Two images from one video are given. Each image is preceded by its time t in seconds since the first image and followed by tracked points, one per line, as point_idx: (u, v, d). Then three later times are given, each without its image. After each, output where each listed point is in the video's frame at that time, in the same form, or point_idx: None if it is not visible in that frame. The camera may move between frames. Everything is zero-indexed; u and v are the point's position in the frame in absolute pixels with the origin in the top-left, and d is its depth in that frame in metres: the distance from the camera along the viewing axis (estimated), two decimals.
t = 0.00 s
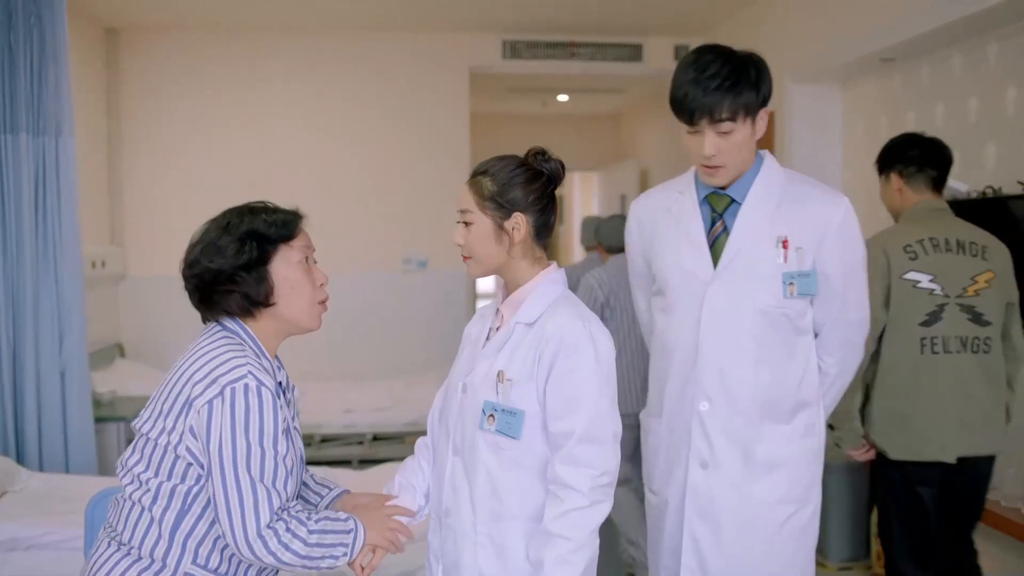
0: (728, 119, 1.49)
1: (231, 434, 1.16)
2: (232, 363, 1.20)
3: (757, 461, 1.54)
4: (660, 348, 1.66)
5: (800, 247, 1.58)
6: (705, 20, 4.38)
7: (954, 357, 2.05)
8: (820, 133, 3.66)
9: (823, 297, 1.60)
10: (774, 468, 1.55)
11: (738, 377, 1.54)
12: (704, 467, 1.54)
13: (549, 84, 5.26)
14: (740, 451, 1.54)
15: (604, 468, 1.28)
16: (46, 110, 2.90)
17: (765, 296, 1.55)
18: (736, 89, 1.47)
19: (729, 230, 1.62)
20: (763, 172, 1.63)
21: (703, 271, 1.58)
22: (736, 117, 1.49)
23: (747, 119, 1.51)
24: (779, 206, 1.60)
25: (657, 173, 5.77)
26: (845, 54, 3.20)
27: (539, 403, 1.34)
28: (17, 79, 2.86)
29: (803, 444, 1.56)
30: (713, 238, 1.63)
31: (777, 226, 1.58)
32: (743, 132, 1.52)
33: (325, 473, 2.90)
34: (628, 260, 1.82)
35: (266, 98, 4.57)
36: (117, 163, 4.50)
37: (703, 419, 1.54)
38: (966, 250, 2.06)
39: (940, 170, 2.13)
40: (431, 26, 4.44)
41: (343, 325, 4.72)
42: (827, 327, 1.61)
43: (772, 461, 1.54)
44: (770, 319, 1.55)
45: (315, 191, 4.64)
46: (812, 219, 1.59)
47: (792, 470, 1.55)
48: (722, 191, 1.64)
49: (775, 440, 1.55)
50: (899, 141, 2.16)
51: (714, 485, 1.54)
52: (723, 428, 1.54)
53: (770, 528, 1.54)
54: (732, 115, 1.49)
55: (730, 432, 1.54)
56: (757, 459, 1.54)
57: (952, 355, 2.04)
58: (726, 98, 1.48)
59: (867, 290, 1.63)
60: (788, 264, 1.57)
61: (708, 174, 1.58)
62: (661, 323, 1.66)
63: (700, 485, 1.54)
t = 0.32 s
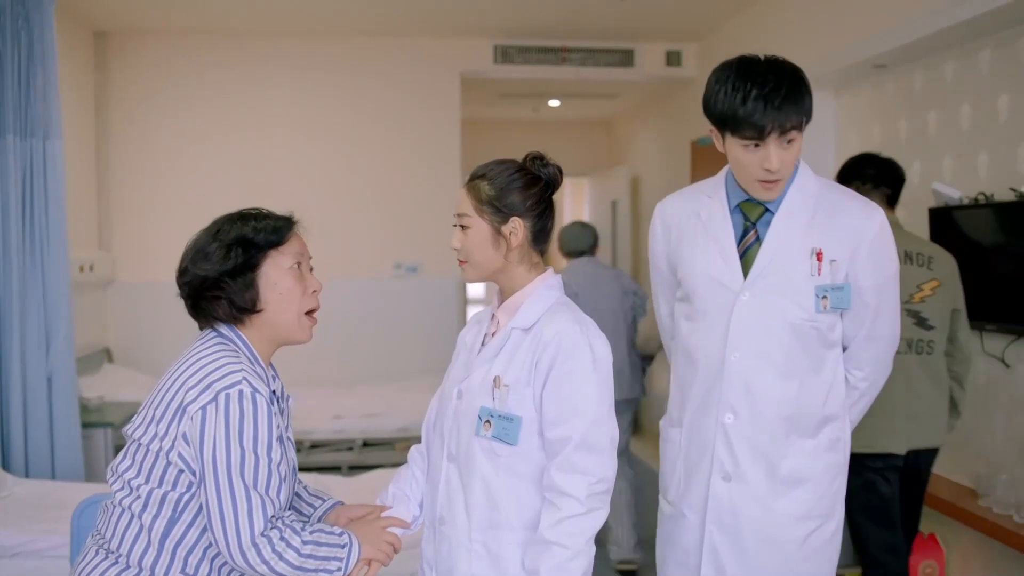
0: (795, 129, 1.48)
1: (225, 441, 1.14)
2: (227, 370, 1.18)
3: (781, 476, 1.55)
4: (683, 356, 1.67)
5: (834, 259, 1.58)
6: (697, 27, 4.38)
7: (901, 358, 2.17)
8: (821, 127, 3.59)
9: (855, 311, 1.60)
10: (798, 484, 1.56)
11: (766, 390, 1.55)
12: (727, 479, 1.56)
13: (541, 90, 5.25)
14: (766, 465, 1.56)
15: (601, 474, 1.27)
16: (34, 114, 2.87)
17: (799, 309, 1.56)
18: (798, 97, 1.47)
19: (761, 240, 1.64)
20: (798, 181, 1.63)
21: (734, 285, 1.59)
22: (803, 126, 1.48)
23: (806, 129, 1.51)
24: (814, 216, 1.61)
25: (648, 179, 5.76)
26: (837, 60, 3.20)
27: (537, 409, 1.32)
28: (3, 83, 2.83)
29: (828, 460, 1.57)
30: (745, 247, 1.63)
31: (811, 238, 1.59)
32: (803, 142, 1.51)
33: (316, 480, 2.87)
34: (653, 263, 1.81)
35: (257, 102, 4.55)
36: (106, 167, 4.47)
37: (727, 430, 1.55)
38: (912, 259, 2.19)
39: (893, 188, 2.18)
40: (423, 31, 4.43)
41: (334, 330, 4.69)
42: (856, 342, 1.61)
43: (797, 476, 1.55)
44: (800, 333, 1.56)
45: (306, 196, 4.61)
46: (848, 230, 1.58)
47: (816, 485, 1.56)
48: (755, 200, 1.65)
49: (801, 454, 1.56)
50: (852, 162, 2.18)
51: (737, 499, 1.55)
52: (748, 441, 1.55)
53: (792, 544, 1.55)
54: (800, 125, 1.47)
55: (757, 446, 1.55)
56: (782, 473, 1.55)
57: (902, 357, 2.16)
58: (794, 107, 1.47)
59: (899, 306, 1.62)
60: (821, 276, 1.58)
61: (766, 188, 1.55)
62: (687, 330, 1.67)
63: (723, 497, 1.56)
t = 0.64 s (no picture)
0: (802, 131, 1.48)
1: (209, 434, 1.13)
2: (203, 364, 1.17)
3: (794, 482, 1.54)
4: (690, 361, 1.66)
5: (847, 259, 1.59)
6: (691, 31, 4.38)
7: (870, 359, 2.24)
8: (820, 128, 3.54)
9: (864, 314, 1.61)
10: (809, 490, 1.55)
11: (779, 392, 1.54)
12: (741, 486, 1.54)
13: (534, 92, 5.25)
14: (778, 470, 1.54)
15: (604, 481, 1.27)
16: (25, 114, 2.85)
17: (812, 310, 1.56)
18: (813, 100, 1.47)
19: (773, 241, 1.64)
20: (808, 184, 1.64)
21: (747, 285, 1.58)
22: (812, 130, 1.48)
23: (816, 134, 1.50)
24: (826, 218, 1.61)
25: (641, 183, 5.76)
26: (833, 64, 3.20)
27: (539, 414, 1.33)
28: None
29: (838, 465, 1.57)
30: (756, 248, 1.63)
31: (824, 238, 1.60)
32: (811, 146, 1.51)
33: (309, 484, 2.85)
34: (655, 266, 1.80)
35: (250, 103, 4.52)
36: (97, 168, 4.45)
37: (741, 435, 1.54)
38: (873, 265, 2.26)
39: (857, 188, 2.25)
40: (417, 33, 4.42)
41: (325, 333, 4.67)
42: (864, 345, 1.63)
43: (807, 482, 1.55)
44: (814, 334, 1.56)
45: (299, 198, 4.59)
46: (859, 230, 1.61)
47: (825, 491, 1.56)
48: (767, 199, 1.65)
49: (812, 460, 1.56)
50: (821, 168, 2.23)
51: (750, 505, 1.54)
52: (760, 447, 1.54)
53: (803, 550, 1.55)
54: (807, 128, 1.47)
55: (769, 452, 1.54)
56: (793, 479, 1.55)
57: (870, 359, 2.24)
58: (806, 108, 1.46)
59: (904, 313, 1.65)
60: (836, 277, 1.58)
61: (769, 186, 1.55)
62: (693, 332, 1.65)
63: (735, 503, 1.54)
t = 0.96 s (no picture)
0: (767, 132, 1.51)
1: (195, 436, 1.12)
2: (180, 366, 1.15)
3: (788, 486, 1.54)
4: (682, 363, 1.65)
5: (840, 260, 1.59)
6: (684, 34, 4.39)
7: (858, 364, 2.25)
8: (813, 130, 3.54)
9: (857, 316, 1.61)
10: (803, 493, 1.55)
11: (774, 394, 1.54)
12: (733, 490, 1.53)
13: (526, 95, 5.24)
14: (772, 474, 1.54)
15: (603, 484, 1.27)
16: (14, 115, 2.83)
17: (805, 311, 1.56)
18: (781, 101, 1.50)
19: (764, 241, 1.63)
20: (799, 184, 1.64)
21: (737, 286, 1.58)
22: (778, 130, 1.50)
23: (787, 135, 1.53)
24: (819, 218, 1.61)
25: (632, 185, 5.76)
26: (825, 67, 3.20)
27: (536, 419, 1.32)
28: None
29: (832, 468, 1.57)
30: (747, 249, 1.63)
31: (817, 240, 1.60)
32: (782, 147, 1.53)
33: (301, 487, 2.84)
34: (646, 269, 1.80)
35: (241, 105, 4.50)
36: (86, 170, 4.42)
37: (734, 439, 1.53)
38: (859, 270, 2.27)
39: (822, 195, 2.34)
40: (409, 35, 4.40)
41: (317, 335, 4.65)
42: (857, 346, 1.63)
43: (801, 486, 1.55)
44: (808, 336, 1.56)
45: (290, 200, 4.57)
46: (852, 231, 1.61)
47: (820, 494, 1.56)
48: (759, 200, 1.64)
49: (806, 463, 1.56)
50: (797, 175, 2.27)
51: (744, 509, 1.53)
52: (754, 452, 1.53)
53: (797, 554, 1.55)
54: (772, 129, 1.50)
55: (764, 456, 1.54)
56: (788, 483, 1.54)
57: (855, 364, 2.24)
58: (771, 109, 1.49)
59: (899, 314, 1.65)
60: (828, 277, 1.58)
61: (743, 186, 1.59)
62: (685, 334, 1.65)
63: (729, 507, 1.54)
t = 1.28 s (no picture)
0: (734, 139, 1.51)
1: (184, 441, 1.11)
2: (169, 370, 1.14)
3: (784, 490, 1.53)
4: (679, 365, 1.64)
5: (837, 263, 1.58)
6: (680, 34, 4.38)
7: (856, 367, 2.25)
8: (811, 131, 3.53)
9: (855, 318, 1.61)
10: (801, 497, 1.54)
11: (770, 396, 1.53)
12: (729, 493, 1.53)
13: (523, 96, 5.24)
14: (768, 478, 1.53)
15: (603, 484, 1.27)
16: (9, 117, 2.82)
17: (802, 314, 1.56)
18: (745, 107, 1.48)
19: (759, 243, 1.63)
20: (796, 184, 1.63)
21: (733, 288, 1.57)
22: (743, 138, 1.50)
23: (758, 143, 1.51)
24: (816, 219, 1.61)
25: (630, 186, 5.77)
26: (822, 69, 3.20)
27: (534, 420, 1.32)
28: None
29: (829, 471, 1.56)
30: (744, 251, 1.62)
31: (815, 242, 1.59)
32: (753, 155, 1.52)
33: (298, 489, 2.82)
34: (644, 270, 1.79)
35: (237, 106, 4.49)
36: (82, 171, 4.41)
37: (729, 442, 1.53)
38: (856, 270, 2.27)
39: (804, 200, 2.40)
40: (405, 36, 4.39)
41: (312, 337, 4.63)
42: (855, 348, 1.62)
43: (799, 489, 1.54)
44: (805, 339, 1.55)
45: (286, 202, 4.56)
46: (850, 233, 1.60)
47: (818, 497, 1.55)
48: (754, 203, 1.64)
49: (802, 466, 1.55)
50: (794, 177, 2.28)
51: (739, 513, 1.52)
52: (750, 455, 1.53)
53: (793, 558, 1.54)
54: (736, 136, 1.50)
55: (760, 459, 1.53)
56: (785, 486, 1.54)
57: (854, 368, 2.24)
58: (735, 115, 1.49)
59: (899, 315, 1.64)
60: (825, 281, 1.58)
61: (724, 188, 1.60)
62: (682, 337, 1.64)
63: (723, 511, 1.53)
